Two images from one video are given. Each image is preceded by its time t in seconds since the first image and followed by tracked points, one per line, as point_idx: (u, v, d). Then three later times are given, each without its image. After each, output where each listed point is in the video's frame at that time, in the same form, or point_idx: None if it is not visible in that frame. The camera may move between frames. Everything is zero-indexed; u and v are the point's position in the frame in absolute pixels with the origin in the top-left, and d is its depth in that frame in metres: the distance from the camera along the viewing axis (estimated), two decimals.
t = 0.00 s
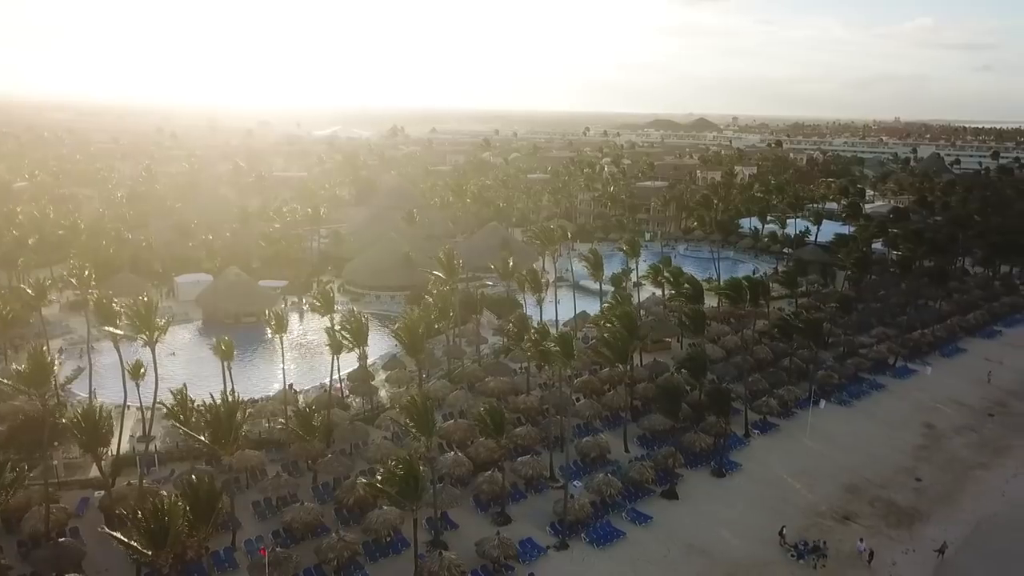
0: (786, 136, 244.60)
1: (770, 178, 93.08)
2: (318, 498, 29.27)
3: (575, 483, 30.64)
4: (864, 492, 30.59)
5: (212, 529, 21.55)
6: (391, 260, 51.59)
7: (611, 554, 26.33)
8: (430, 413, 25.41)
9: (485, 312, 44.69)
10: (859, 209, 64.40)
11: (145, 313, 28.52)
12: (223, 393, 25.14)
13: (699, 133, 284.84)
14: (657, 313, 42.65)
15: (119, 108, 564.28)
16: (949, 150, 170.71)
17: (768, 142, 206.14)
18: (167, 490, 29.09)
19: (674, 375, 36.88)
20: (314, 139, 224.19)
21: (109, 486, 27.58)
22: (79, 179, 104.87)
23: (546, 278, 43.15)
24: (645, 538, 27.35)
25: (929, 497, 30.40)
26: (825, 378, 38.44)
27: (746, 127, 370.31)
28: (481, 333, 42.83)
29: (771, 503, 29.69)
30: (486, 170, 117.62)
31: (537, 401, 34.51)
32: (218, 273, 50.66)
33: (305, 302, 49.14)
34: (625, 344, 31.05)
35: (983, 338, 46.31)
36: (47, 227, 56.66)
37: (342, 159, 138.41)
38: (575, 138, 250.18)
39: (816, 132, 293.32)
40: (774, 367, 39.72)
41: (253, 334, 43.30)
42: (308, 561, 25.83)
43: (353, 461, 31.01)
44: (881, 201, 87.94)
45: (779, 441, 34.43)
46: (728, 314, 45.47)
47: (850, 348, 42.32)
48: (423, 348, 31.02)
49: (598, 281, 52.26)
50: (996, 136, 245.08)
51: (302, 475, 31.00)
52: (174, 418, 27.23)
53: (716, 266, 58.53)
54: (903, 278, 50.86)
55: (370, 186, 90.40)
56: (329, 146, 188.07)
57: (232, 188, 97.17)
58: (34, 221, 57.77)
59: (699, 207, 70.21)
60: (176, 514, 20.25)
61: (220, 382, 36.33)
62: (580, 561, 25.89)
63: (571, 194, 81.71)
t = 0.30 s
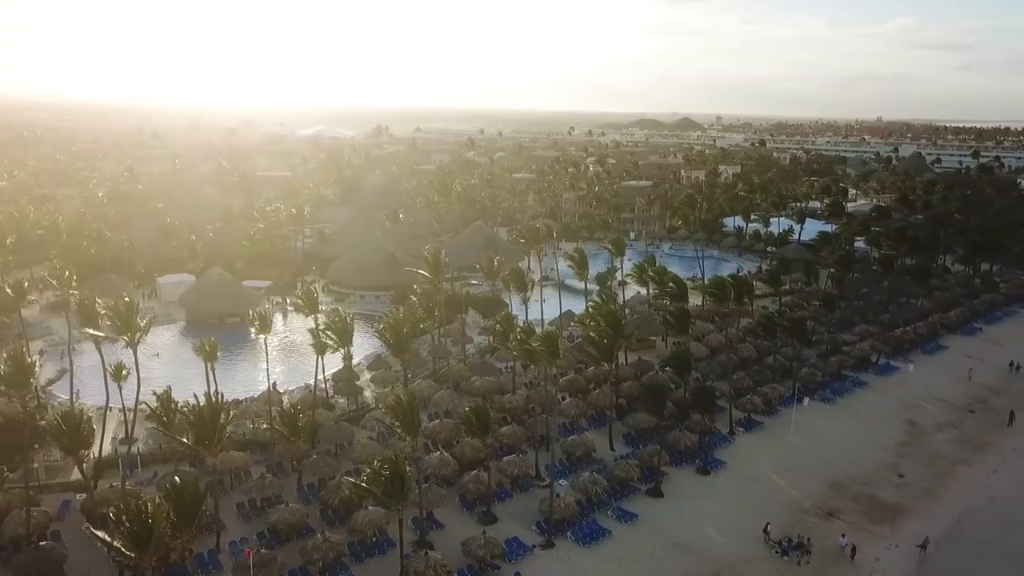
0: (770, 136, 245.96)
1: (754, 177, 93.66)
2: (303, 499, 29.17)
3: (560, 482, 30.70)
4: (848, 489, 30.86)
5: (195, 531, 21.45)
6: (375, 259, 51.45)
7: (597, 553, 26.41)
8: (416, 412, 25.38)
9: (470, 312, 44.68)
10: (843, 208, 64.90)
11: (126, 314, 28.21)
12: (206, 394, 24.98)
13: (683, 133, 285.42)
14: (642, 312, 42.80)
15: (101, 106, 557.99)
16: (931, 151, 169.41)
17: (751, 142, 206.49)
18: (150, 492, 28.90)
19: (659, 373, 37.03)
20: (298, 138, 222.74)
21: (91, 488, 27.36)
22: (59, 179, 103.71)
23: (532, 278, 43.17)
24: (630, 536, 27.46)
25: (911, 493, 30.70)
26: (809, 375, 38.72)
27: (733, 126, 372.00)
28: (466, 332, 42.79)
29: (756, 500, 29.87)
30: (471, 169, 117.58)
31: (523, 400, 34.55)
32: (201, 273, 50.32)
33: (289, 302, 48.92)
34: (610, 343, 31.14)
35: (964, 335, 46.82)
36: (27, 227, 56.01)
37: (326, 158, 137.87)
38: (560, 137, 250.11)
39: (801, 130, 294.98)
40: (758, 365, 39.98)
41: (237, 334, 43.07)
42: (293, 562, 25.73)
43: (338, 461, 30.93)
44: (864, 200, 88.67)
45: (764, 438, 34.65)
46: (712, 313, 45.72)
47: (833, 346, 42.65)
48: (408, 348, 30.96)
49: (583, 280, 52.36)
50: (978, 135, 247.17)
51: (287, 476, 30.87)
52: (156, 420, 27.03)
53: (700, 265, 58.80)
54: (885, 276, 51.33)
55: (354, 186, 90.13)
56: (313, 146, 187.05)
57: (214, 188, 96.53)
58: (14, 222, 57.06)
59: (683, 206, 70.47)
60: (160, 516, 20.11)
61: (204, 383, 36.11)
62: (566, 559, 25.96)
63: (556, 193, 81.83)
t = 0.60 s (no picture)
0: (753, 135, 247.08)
1: (737, 176, 94.13)
2: (287, 500, 29.04)
3: (546, 481, 30.74)
4: (831, 485, 31.10)
5: (178, 533, 21.32)
6: (359, 259, 51.28)
7: (583, 552, 26.45)
8: (401, 412, 25.32)
9: (455, 312, 44.64)
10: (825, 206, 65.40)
11: (107, 315, 27.96)
12: (189, 395, 24.82)
13: (668, 132, 286.31)
14: (627, 311, 42.93)
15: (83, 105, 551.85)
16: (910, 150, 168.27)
17: (734, 141, 206.58)
18: (132, 495, 28.69)
19: (643, 371, 37.17)
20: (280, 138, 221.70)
21: (72, 491, 27.09)
22: (38, 180, 102.49)
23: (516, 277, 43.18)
24: (616, 534, 27.54)
25: (893, 489, 31.01)
26: (792, 373, 38.99)
27: (718, 125, 374.05)
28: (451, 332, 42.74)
29: (740, 497, 30.04)
30: (455, 169, 117.45)
31: (508, 399, 34.58)
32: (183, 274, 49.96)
33: (272, 302, 48.67)
34: (595, 342, 31.22)
35: (944, 332, 47.32)
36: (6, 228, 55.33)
37: (309, 158, 137.16)
38: (544, 136, 250.38)
39: (785, 129, 297.31)
40: (741, 363, 40.23)
41: (220, 335, 42.81)
42: (277, 563, 25.61)
43: (322, 462, 30.80)
44: (846, 199, 89.41)
45: (747, 436, 34.84)
46: (696, 311, 45.97)
47: (816, 343, 42.97)
48: (393, 347, 30.89)
49: (568, 279, 52.44)
50: (955, 135, 241.56)
51: (271, 477, 30.70)
52: (138, 421, 26.86)
53: (684, 264, 59.05)
54: (867, 274, 51.77)
55: (337, 185, 89.76)
56: (295, 145, 185.97)
57: (196, 188, 95.81)
58: None
59: (667, 205, 70.74)
60: (144, 518, 19.94)
61: (187, 384, 35.86)
62: (551, 558, 25.99)
63: (540, 193, 81.92)
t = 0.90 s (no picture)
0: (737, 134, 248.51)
1: (720, 175, 94.71)
2: (271, 501, 28.88)
3: (531, 480, 30.76)
4: (814, 481, 31.34)
5: (160, 535, 21.15)
6: (343, 259, 51.09)
7: (568, 550, 26.50)
8: (386, 412, 25.25)
9: (439, 311, 44.61)
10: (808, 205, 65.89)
11: (87, 315, 27.66)
12: (171, 396, 24.61)
13: (653, 131, 286.88)
14: (612, 310, 43.05)
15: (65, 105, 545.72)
16: (892, 148, 168.32)
17: (718, 140, 206.25)
18: (114, 497, 28.42)
19: (628, 369, 37.30)
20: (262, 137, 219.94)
21: (52, 494, 26.77)
22: (15, 180, 101.08)
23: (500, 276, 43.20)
24: (602, 533, 27.60)
25: (875, 485, 31.27)
26: (776, 370, 39.25)
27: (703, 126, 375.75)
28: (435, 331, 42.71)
29: (725, 494, 30.21)
30: (439, 168, 117.30)
31: (493, 398, 34.58)
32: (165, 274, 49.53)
33: (255, 303, 48.40)
34: (580, 340, 31.29)
35: (925, 329, 47.83)
36: None
37: (292, 157, 136.34)
38: (529, 135, 250.44)
39: (769, 129, 299.49)
40: (726, 361, 40.46)
41: (202, 335, 42.54)
42: (262, 565, 25.46)
43: (307, 462, 30.67)
44: (828, 197, 90.19)
45: (732, 433, 35.04)
46: (680, 310, 46.19)
47: (799, 341, 43.30)
48: (377, 347, 30.82)
49: (553, 278, 52.51)
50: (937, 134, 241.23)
51: (255, 478, 30.52)
52: (119, 422, 26.60)
53: (669, 262, 59.33)
54: (849, 272, 52.23)
55: (320, 185, 89.35)
56: (278, 146, 184.98)
57: (177, 187, 94.97)
58: None
59: (650, 204, 71.03)
60: (125, 520, 19.64)
61: (169, 385, 35.58)
62: (537, 556, 26.01)
63: (524, 192, 82.02)
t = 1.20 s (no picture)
0: (723, 134, 249.22)
1: (706, 175, 95.17)
2: (258, 503, 28.74)
3: (519, 479, 30.76)
4: (800, 479, 31.52)
5: (145, 538, 20.98)
6: (329, 259, 50.91)
7: (556, 549, 26.52)
8: (373, 412, 25.20)
9: (426, 311, 44.56)
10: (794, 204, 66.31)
11: (71, 316, 27.46)
12: (156, 397, 24.45)
13: (641, 131, 287.23)
14: (599, 309, 43.16)
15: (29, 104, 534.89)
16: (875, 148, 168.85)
17: (704, 139, 206.26)
18: (98, 499, 28.19)
19: (615, 368, 37.39)
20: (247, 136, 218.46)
21: (35, 497, 26.52)
22: None
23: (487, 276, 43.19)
24: (590, 531, 27.64)
25: (861, 482, 31.50)
26: (762, 368, 39.46)
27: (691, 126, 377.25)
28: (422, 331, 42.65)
29: (713, 492, 30.34)
30: (425, 168, 117.13)
31: (480, 398, 34.57)
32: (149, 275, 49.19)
33: (240, 303, 48.17)
34: (567, 339, 31.34)
35: (910, 327, 48.24)
36: None
37: (277, 156, 135.74)
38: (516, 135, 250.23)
39: (756, 129, 301.29)
40: (712, 359, 40.63)
41: (187, 336, 42.32)
42: (248, 566, 25.31)
43: (293, 463, 30.54)
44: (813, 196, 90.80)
45: (718, 431, 35.19)
46: (667, 309, 46.36)
47: (785, 339, 43.56)
48: (364, 347, 30.74)
49: (540, 277, 52.60)
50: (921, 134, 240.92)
51: (241, 480, 30.36)
52: (103, 424, 26.41)
53: (656, 262, 59.54)
54: (834, 271, 52.62)
55: (306, 185, 89.02)
56: (263, 145, 183.92)
57: (161, 187, 94.28)
58: None
59: (637, 203, 71.24)
60: (110, 522, 19.26)
61: (154, 387, 35.39)
62: (525, 556, 26.02)
63: (511, 191, 82.08)
